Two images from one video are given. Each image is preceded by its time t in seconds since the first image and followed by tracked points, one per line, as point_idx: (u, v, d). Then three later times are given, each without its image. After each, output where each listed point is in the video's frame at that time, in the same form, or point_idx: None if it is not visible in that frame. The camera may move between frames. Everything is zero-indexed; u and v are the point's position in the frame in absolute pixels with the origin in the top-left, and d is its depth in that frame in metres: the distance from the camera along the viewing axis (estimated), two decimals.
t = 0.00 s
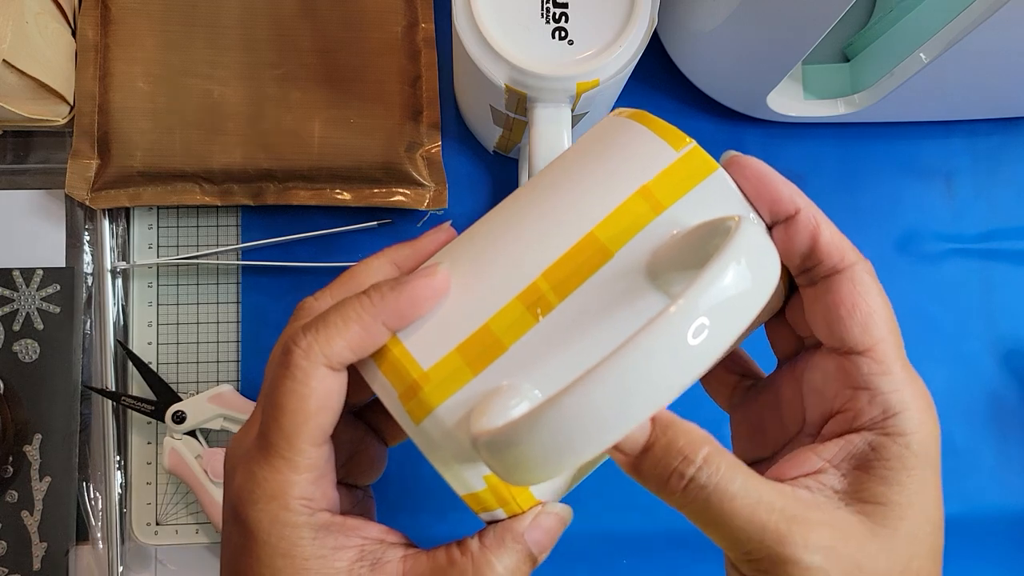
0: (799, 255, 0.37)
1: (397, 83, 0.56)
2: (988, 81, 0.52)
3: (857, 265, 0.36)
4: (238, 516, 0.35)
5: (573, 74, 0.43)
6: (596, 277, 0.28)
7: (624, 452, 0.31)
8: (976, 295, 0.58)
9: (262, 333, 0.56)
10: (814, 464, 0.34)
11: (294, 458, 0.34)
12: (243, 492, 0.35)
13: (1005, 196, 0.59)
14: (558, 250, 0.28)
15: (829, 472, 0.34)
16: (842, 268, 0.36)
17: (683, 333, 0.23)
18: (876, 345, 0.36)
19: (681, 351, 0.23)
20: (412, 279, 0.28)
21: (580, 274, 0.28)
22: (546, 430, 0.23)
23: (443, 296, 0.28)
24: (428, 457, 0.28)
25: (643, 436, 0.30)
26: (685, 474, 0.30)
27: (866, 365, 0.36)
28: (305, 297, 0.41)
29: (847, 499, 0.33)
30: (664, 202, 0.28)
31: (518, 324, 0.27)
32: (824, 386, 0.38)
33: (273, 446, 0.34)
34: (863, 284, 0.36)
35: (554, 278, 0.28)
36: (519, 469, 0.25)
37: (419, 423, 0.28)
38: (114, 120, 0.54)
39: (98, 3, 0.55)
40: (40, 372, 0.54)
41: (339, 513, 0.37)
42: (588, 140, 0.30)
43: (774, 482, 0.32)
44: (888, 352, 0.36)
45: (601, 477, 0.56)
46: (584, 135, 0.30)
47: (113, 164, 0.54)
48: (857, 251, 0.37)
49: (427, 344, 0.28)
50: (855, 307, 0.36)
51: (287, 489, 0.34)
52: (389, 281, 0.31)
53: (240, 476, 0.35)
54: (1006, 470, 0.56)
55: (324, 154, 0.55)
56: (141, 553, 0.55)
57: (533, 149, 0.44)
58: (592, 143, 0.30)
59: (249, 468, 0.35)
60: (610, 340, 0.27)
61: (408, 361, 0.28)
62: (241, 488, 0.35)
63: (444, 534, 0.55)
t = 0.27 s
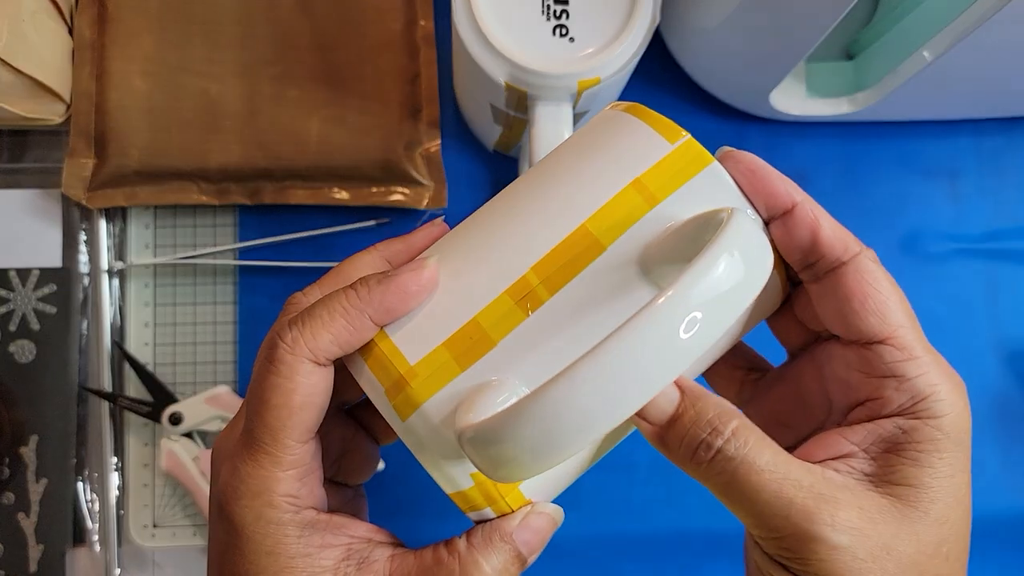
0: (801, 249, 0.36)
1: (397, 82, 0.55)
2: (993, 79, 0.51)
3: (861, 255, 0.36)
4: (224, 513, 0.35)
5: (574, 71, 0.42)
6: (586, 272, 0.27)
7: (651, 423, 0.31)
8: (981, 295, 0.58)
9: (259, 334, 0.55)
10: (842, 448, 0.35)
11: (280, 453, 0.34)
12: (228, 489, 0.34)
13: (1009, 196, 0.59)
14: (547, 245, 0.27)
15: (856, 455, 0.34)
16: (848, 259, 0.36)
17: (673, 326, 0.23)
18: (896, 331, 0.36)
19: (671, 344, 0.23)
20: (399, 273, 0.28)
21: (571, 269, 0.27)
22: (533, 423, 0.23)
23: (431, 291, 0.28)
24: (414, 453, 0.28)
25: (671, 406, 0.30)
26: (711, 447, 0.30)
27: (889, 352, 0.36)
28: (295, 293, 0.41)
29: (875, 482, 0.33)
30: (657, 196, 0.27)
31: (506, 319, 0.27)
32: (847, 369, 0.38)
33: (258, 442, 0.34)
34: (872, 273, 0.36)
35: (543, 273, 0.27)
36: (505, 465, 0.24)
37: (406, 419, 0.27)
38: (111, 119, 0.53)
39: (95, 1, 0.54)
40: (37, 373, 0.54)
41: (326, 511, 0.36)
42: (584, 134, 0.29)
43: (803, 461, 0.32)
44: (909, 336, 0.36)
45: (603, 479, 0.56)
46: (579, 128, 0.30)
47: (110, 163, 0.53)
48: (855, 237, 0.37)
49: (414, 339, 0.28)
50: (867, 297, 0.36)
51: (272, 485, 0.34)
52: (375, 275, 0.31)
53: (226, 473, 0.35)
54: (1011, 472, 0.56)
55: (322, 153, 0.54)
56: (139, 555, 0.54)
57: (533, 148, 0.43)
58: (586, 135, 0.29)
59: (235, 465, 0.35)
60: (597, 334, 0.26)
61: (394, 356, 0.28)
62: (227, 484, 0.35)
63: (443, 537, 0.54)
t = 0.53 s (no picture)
0: (806, 254, 0.36)
1: (397, 82, 0.55)
2: (991, 80, 0.52)
3: (868, 257, 0.36)
4: (220, 512, 0.35)
5: (574, 72, 0.42)
6: (584, 275, 0.27)
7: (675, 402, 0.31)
8: (980, 295, 0.58)
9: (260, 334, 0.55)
10: (864, 439, 0.35)
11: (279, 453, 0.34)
12: (226, 487, 0.35)
13: (1008, 196, 0.59)
14: (546, 248, 0.27)
15: (879, 446, 0.35)
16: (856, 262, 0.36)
17: (669, 329, 0.23)
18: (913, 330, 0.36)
19: (666, 346, 0.23)
20: (398, 274, 0.29)
21: (569, 272, 0.27)
22: (528, 422, 0.23)
23: (429, 293, 0.28)
24: (409, 453, 0.28)
25: (699, 386, 0.30)
26: (734, 430, 0.30)
27: (908, 350, 0.36)
28: (295, 293, 0.41)
29: (898, 472, 0.34)
30: (656, 201, 0.28)
31: (503, 321, 0.27)
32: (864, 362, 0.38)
33: (255, 442, 0.34)
34: (881, 273, 0.36)
35: (541, 276, 0.27)
36: (501, 465, 0.25)
37: (402, 420, 0.27)
38: (112, 119, 0.54)
39: (96, 2, 0.55)
40: (38, 372, 0.54)
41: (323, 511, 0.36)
42: (584, 138, 0.29)
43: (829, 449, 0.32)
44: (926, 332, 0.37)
45: (602, 478, 0.56)
46: (581, 132, 0.30)
47: (111, 163, 0.53)
48: (859, 238, 0.37)
49: (411, 340, 0.28)
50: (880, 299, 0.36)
51: (269, 485, 0.34)
52: (374, 277, 0.31)
53: (224, 472, 0.35)
54: (1009, 471, 0.56)
55: (322, 153, 0.54)
56: (140, 555, 0.54)
57: (533, 148, 0.43)
58: (587, 139, 0.29)
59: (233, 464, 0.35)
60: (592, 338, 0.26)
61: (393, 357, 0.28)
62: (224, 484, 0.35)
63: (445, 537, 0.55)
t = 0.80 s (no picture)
0: (816, 273, 0.36)
1: (397, 82, 0.56)
2: (991, 80, 0.52)
3: (878, 267, 0.36)
4: (213, 511, 0.35)
5: (574, 72, 0.42)
6: (579, 283, 0.27)
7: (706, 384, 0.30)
8: (978, 296, 0.58)
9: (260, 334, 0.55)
10: (892, 434, 0.36)
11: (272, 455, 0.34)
12: (218, 486, 0.35)
13: (1007, 197, 0.59)
14: (544, 255, 0.27)
15: (905, 441, 0.36)
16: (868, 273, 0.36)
17: (666, 333, 0.23)
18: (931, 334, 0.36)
19: (661, 352, 0.23)
20: (394, 279, 0.29)
21: (565, 280, 0.27)
22: (523, 425, 0.23)
23: (425, 298, 0.28)
24: (401, 456, 0.29)
25: (734, 369, 0.29)
26: (764, 415, 0.30)
27: (932, 354, 0.36)
28: (294, 295, 0.41)
29: (924, 466, 0.35)
30: (654, 211, 0.28)
31: (498, 327, 0.27)
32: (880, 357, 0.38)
33: (250, 443, 0.34)
34: (895, 282, 0.36)
35: (536, 283, 0.27)
36: (493, 469, 0.25)
37: (395, 423, 0.28)
38: (113, 120, 0.54)
39: (96, 2, 0.55)
40: (39, 372, 0.54)
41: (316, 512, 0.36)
42: (587, 147, 0.29)
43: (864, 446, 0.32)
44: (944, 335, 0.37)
45: (601, 477, 0.56)
46: (584, 141, 0.30)
47: (111, 163, 0.53)
48: (867, 249, 0.37)
49: (406, 343, 0.28)
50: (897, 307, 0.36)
51: (262, 486, 0.34)
52: (371, 281, 0.31)
53: (218, 472, 0.35)
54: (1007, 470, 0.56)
55: (323, 154, 0.54)
56: (140, 555, 0.54)
57: (533, 149, 0.43)
58: (588, 148, 0.29)
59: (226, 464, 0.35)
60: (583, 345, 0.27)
61: (387, 360, 0.28)
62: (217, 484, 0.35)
63: (444, 537, 0.55)
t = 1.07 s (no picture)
0: (826, 291, 0.37)
1: (397, 82, 0.56)
2: (991, 80, 0.52)
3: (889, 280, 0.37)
4: (209, 510, 0.35)
5: (574, 72, 0.42)
6: (580, 293, 0.27)
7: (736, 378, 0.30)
8: (978, 296, 0.58)
9: (260, 334, 0.55)
10: (913, 434, 0.36)
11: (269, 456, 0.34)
12: (215, 485, 0.35)
13: (1007, 197, 0.59)
14: (543, 264, 0.27)
15: (926, 442, 0.36)
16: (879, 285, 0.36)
17: (665, 341, 0.24)
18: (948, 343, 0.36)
19: (657, 363, 0.24)
20: (395, 285, 0.29)
21: (565, 289, 0.27)
22: (520, 434, 0.24)
23: (425, 304, 0.28)
24: (395, 460, 0.29)
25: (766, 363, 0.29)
26: (794, 409, 0.30)
27: (950, 361, 0.36)
28: (296, 298, 0.41)
29: (946, 465, 0.35)
30: (656, 223, 0.28)
31: (495, 335, 0.27)
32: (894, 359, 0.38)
33: (246, 443, 0.34)
34: (908, 292, 0.36)
35: (534, 292, 0.27)
36: (486, 476, 0.25)
37: (390, 428, 0.28)
38: (113, 120, 0.54)
39: (96, 2, 0.55)
40: (39, 373, 0.54)
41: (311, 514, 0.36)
42: (593, 159, 0.29)
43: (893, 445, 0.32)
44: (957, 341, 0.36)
45: (601, 478, 0.56)
46: (592, 153, 0.30)
47: (111, 164, 0.53)
48: (875, 262, 0.37)
49: (404, 348, 0.28)
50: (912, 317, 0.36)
51: (258, 487, 0.34)
52: (371, 286, 0.31)
53: (216, 472, 0.36)
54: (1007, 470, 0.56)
55: (323, 154, 0.54)
56: (140, 555, 0.54)
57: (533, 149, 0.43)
58: (592, 160, 0.29)
59: (224, 464, 0.35)
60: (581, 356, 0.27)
61: (386, 365, 0.28)
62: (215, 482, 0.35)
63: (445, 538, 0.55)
